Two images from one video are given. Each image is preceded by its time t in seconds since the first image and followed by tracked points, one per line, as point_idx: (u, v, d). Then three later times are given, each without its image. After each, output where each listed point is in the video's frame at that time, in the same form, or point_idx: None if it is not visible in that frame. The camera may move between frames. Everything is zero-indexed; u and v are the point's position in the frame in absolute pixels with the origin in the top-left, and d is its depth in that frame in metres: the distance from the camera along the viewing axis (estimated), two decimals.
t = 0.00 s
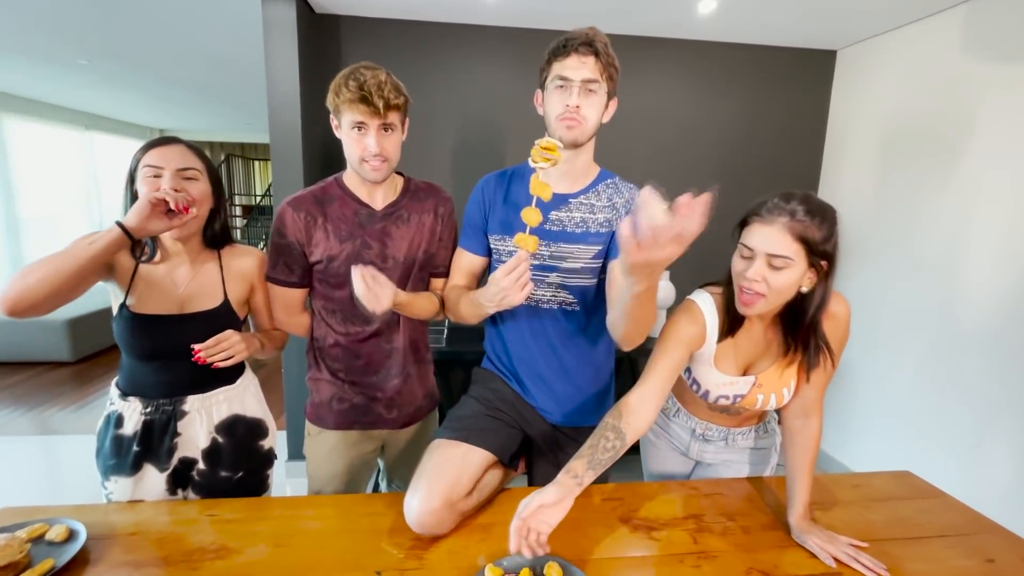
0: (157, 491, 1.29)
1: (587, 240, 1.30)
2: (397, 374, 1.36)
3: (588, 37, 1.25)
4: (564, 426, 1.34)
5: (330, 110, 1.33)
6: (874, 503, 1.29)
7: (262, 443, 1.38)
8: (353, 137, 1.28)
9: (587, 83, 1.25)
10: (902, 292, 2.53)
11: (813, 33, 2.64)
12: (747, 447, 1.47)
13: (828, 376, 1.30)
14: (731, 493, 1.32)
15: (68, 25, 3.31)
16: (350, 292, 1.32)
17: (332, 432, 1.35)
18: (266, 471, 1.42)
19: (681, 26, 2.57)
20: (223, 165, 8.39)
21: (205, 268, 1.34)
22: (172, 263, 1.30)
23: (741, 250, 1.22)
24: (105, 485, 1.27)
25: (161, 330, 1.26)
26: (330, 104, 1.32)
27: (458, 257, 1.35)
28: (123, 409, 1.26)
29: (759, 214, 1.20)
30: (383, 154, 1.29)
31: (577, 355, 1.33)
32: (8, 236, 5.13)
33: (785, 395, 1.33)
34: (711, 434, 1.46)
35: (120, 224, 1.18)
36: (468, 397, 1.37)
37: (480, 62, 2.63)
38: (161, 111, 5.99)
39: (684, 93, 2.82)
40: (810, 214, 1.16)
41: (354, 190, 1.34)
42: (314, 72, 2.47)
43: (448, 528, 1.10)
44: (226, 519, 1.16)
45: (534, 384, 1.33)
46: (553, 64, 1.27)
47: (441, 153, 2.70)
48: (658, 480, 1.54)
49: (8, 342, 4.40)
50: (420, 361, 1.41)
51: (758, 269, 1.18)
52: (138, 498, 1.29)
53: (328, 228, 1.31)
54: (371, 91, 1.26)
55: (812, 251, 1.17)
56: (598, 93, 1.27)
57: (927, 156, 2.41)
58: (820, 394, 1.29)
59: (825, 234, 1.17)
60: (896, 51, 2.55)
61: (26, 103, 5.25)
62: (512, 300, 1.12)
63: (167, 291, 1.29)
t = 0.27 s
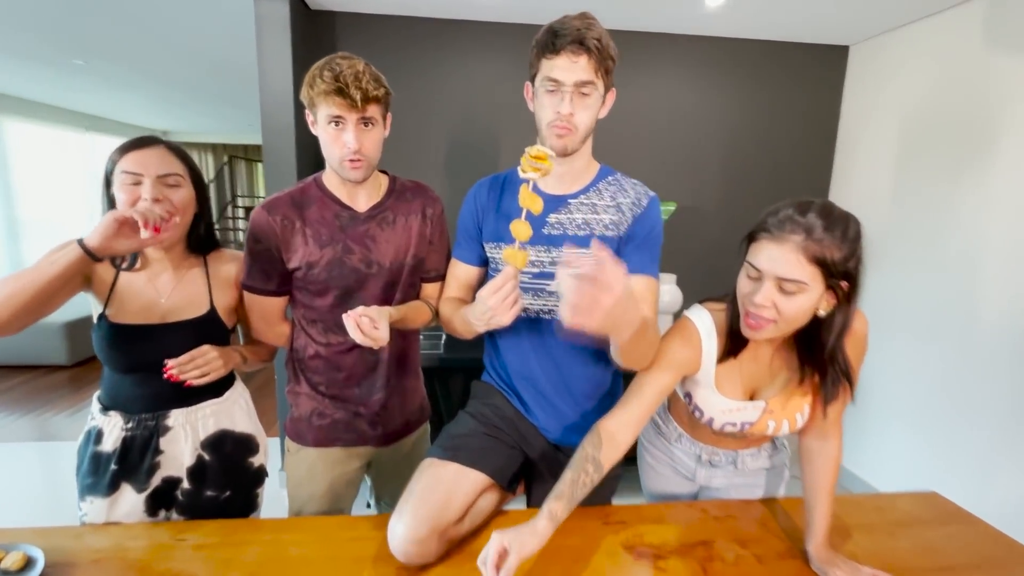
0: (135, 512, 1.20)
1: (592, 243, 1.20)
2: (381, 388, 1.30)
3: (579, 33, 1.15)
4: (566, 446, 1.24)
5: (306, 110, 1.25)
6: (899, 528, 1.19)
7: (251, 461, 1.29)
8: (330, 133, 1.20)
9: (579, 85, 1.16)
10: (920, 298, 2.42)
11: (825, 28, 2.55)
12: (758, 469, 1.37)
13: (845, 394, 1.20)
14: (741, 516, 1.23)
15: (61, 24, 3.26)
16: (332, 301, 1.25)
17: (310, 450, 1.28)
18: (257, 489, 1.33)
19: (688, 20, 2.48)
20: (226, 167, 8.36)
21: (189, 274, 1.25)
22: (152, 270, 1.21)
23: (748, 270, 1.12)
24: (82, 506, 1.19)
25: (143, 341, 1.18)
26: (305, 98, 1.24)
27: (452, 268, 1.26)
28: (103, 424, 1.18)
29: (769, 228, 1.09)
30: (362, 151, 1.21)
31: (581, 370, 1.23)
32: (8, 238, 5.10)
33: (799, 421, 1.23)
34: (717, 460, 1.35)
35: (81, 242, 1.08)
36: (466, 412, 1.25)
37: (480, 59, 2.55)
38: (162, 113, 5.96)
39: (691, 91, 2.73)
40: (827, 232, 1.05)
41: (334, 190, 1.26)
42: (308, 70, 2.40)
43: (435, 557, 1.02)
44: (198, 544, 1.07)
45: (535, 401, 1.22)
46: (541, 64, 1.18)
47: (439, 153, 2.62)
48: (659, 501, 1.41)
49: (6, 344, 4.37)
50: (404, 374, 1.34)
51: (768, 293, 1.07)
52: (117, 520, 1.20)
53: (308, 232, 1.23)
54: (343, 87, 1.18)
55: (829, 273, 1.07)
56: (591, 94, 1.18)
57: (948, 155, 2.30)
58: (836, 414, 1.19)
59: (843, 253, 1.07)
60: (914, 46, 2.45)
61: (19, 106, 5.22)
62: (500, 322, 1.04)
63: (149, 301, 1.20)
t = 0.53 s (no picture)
0: (100, 544, 1.11)
1: (593, 260, 1.10)
2: (361, 408, 1.20)
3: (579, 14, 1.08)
4: (564, 476, 1.13)
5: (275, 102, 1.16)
6: (925, 566, 1.09)
7: (228, 480, 1.21)
8: (302, 135, 1.12)
9: (583, 68, 1.07)
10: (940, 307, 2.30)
11: (837, 24, 2.43)
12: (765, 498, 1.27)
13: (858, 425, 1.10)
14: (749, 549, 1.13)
15: (50, 24, 3.20)
16: (308, 314, 1.16)
17: (285, 476, 1.20)
18: (236, 511, 1.25)
19: (694, 17, 2.38)
20: (228, 170, 8.34)
21: (152, 285, 1.16)
22: (110, 282, 1.13)
23: (731, 288, 1.02)
24: (40, 540, 1.09)
25: (105, 358, 1.10)
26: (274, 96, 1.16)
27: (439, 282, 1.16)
28: (63, 448, 1.10)
29: (754, 242, 0.99)
30: (337, 152, 1.12)
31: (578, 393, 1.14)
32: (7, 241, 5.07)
33: (798, 454, 1.16)
34: (720, 490, 1.25)
35: None
36: (455, 438, 1.15)
37: (478, 58, 2.46)
38: (162, 115, 5.92)
39: (698, 90, 2.63)
40: (824, 248, 0.95)
41: (306, 195, 1.17)
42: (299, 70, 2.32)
43: None
44: None
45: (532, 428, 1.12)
46: (542, 46, 1.09)
47: (435, 156, 2.53)
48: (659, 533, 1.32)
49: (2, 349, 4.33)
50: (386, 393, 1.23)
51: (752, 316, 0.97)
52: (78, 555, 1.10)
53: (279, 241, 1.14)
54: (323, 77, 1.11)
55: (822, 294, 0.97)
56: (596, 79, 1.09)
57: (972, 157, 2.18)
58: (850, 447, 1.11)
59: (840, 272, 0.97)
60: (933, 42, 2.33)
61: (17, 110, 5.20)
62: (484, 353, 0.95)
63: (113, 318, 1.12)
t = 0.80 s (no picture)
0: (61, 564, 1.04)
1: (590, 259, 1.03)
2: (340, 420, 1.12)
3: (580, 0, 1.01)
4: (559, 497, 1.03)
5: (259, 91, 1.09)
6: None
7: (196, 488, 1.17)
8: (288, 126, 1.04)
9: (579, 54, 0.99)
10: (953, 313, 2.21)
11: (843, 20, 2.35)
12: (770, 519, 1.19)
13: (864, 438, 1.03)
14: None
15: (43, 24, 3.17)
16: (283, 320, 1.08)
17: (260, 494, 1.12)
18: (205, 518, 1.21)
19: (696, 13, 2.30)
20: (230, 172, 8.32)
21: (103, 290, 1.07)
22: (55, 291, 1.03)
23: (721, 273, 0.98)
24: None
25: (56, 369, 1.04)
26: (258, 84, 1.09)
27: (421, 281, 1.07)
28: (12, 466, 1.02)
29: (745, 224, 0.96)
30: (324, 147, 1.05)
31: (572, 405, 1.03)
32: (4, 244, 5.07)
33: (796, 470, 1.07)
34: (721, 508, 1.17)
35: None
36: (438, 454, 1.07)
37: (473, 56, 2.39)
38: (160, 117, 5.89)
39: (701, 88, 2.55)
40: (814, 227, 0.93)
41: (284, 194, 1.09)
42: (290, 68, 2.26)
43: None
44: None
45: (523, 443, 1.03)
46: (540, 33, 1.02)
47: (430, 156, 2.46)
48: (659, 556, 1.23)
49: None
50: (368, 402, 1.16)
51: (744, 300, 0.94)
52: None
53: (254, 242, 1.07)
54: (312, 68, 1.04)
55: (816, 277, 0.94)
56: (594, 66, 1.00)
57: (985, 157, 2.08)
58: (854, 462, 1.03)
59: (833, 253, 0.94)
60: (945, 37, 2.24)
61: (15, 113, 5.20)
62: (467, 355, 0.84)
63: (64, 327, 1.04)
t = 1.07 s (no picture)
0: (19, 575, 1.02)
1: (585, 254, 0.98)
2: (326, 428, 1.09)
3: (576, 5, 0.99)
4: (549, 508, 1.00)
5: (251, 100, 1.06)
6: None
7: (161, 494, 1.18)
8: (280, 133, 1.01)
9: (572, 55, 0.96)
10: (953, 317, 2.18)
11: (844, 21, 2.33)
12: (765, 525, 1.16)
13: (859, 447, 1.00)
14: None
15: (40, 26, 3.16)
16: (269, 325, 1.05)
17: (242, 504, 1.09)
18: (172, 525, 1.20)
19: (694, 14, 2.27)
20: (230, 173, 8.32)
21: (62, 292, 1.07)
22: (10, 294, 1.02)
23: (718, 270, 0.96)
24: None
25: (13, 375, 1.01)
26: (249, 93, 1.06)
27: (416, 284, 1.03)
28: None
29: (743, 221, 0.95)
30: (321, 155, 1.03)
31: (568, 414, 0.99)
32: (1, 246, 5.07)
33: (786, 476, 1.05)
34: (714, 514, 1.14)
35: None
36: (425, 464, 1.04)
37: (469, 57, 2.37)
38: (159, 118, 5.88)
39: (699, 90, 2.52)
40: (812, 223, 0.91)
41: (278, 199, 1.07)
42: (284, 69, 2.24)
43: None
44: None
45: (511, 452, 0.99)
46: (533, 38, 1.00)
47: (425, 158, 2.44)
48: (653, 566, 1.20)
49: None
50: (357, 407, 1.13)
51: (743, 298, 0.91)
52: None
53: (244, 246, 1.04)
54: (305, 74, 1.01)
55: (815, 273, 0.92)
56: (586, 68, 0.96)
57: (987, 160, 2.04)
58: (849, 477, 0.99)
59: (830, 250, 0.93)
60: (948, 38, 2.21)
61: (14, 112, 5.19)
62: (460, 351, 0.85)
63: (16, 332, 1.02)
